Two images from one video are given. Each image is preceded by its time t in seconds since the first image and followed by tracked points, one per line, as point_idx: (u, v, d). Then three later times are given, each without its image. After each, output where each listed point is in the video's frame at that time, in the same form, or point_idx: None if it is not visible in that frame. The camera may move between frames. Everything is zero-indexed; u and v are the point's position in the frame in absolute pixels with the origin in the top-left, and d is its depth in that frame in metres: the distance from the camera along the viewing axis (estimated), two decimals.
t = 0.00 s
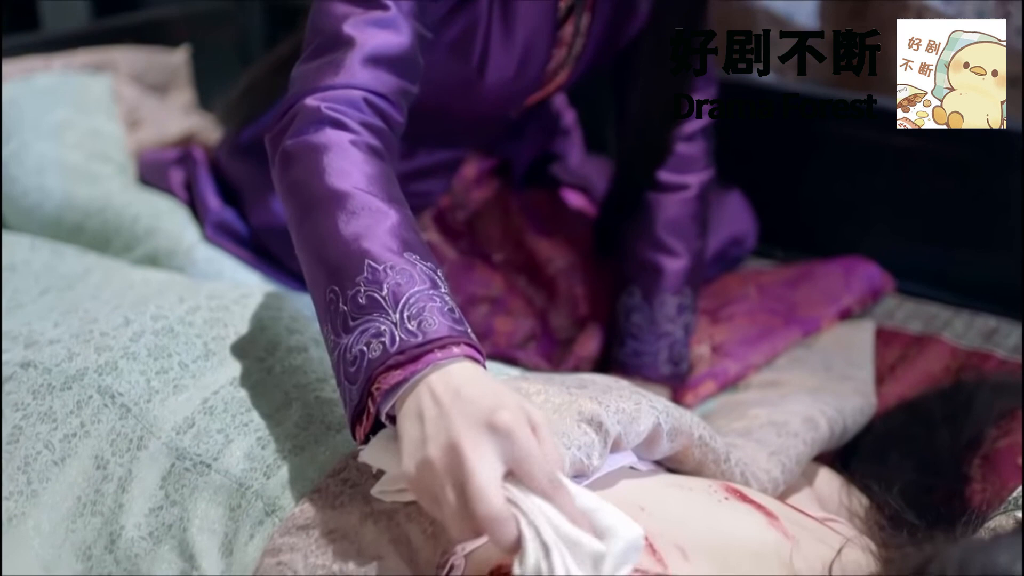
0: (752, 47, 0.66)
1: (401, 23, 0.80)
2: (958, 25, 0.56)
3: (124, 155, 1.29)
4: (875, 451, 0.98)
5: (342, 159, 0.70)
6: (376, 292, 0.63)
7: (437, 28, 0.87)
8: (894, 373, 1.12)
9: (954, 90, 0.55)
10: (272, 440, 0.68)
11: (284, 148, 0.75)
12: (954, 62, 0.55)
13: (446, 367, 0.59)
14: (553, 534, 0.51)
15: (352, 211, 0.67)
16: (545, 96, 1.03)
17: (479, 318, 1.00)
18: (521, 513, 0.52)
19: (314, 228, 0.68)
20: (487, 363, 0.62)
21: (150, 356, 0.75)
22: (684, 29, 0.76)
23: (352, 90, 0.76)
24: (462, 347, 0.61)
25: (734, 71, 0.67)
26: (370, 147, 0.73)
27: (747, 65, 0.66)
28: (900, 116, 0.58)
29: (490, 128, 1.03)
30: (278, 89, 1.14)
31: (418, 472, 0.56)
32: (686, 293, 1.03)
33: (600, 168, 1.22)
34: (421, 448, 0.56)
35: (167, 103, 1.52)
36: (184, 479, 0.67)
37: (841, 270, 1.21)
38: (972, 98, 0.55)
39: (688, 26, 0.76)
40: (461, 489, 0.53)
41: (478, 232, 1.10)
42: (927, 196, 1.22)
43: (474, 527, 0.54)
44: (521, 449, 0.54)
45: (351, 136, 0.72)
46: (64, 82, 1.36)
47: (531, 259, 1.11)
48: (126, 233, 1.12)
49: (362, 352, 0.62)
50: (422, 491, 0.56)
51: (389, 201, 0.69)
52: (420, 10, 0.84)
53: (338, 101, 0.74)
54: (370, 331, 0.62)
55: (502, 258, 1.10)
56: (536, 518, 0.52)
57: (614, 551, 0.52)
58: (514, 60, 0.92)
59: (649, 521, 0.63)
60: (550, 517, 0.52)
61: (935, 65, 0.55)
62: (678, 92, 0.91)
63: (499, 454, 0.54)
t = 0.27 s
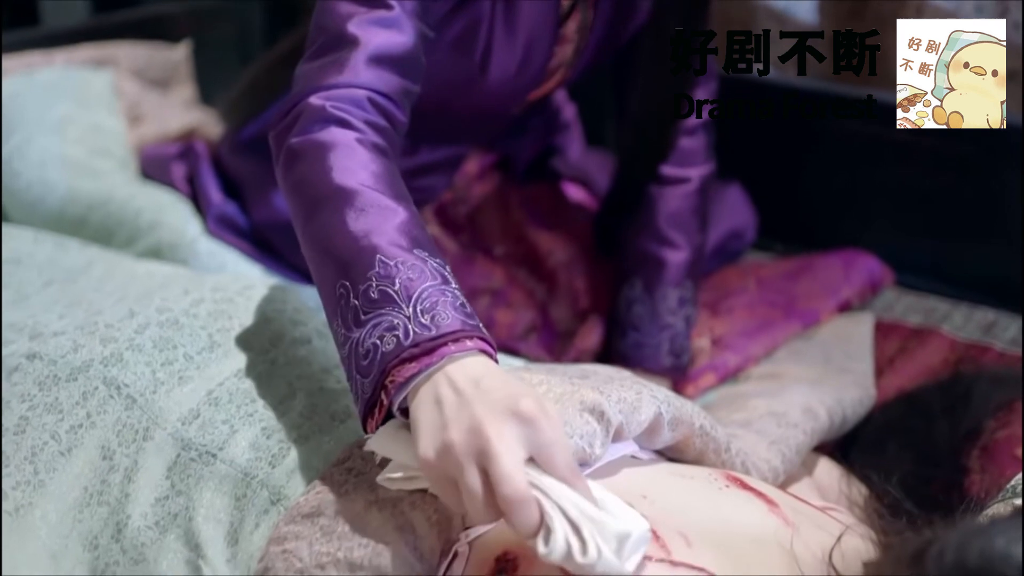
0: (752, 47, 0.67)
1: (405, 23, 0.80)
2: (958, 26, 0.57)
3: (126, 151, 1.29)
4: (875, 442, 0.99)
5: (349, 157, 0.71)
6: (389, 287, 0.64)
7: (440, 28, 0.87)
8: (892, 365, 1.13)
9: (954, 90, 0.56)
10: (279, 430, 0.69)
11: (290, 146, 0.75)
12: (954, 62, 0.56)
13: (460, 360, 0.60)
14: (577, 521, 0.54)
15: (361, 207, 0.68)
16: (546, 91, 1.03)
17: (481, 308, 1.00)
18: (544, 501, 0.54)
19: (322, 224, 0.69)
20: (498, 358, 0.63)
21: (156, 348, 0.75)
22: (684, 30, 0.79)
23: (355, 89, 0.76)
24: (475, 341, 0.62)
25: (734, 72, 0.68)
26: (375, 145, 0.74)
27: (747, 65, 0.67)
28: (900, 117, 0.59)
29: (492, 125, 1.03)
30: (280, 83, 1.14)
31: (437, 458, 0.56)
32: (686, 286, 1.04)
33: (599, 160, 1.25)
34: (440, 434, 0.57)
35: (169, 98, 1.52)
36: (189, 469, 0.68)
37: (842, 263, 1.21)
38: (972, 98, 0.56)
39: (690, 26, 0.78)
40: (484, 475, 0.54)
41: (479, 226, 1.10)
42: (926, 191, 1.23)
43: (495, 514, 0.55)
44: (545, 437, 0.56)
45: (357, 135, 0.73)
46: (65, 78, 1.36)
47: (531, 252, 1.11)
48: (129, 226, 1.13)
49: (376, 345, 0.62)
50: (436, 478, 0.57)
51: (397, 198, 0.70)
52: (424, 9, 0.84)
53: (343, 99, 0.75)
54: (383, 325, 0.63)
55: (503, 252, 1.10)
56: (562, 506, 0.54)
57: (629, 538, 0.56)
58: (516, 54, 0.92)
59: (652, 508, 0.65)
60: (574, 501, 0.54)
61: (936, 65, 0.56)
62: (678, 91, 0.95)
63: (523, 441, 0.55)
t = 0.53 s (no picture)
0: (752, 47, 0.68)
1: (409, 20, 0.81)
2: (958, 25, 0.59)
3: (128, 145, 1.29)
4: (875, 433, 1.00)
5: (355, 153, 0.71)
6: (397, 279, 0.64)
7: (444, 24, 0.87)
8: (892, 359, 1.13)
9: (954, 90, 0.59)
10: (285, 420, 0.70)
11: (295, 144, 0.75)
12: (954, 62, 0.59)
13: (470, 349, 0.60)
14: (588, 507, 0.54)
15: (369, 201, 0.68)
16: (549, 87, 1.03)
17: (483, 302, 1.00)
18: (556, 487, 0.54)
19: (329, 218, 0.69)
20: (507, 348, 0.63)
21: (161, 339, 0.76)
22: (684, 30, 0.81)
23: (360, 86, 0.76)
24: (484, 331, 0.62)
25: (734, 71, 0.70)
26: (380, 141, 0.74)
27: (747, 65, 0.69)
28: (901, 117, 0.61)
29: (495, 121, 1.03)
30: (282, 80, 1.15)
31: (449, 445, 0.55)
32: (687, 279, 1.05)
33: (601, 157, 1.24)
34: (452, 421, 0.56)
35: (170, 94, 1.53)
36: (196, 458, 0.69)
37: (841, 257, 1.22)
38: (972, 98, 0.58)
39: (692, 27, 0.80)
40: (497, 462, 0.54)
41: (481, 221, 1.11)
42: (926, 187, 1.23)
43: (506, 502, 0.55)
44: (557, 425, 0.55)
45: (362, 131, 0.73)
46: (67, 73, 1.37)
47: (533, 246, 1.11)
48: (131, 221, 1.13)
49: (386, 336, 0.63)
50: (447, 466, 0.56)
51: (404, 192, 0.70)
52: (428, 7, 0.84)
53: (348, 96, 0.75)
54: (392, 316, 0.63)
55: (504, 246, 1.10)
56: (573, 493, 0.54)
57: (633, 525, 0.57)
58: (519, 52, 0.92)
59: (652, 496, 0.65)
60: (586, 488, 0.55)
61: (936, 65, 0.58)
62: (678, 91, 0.97)
63: (537, 429, 0.55)
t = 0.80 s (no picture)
0: (752, 47, 0.69)
1: (415, 12, 0.81)
2: (958, 26, 0.58)
3: (130, 141, 1.30)
4: (875, 425, 1.00)
5: (364, 142, 0.72)
6: (409, 266, 0.65)
7: (449, 16, 0.88)
8: (892, 351, 1.14)
9: (954, 90, 0.57)
10: (291, 408, 0.71)
11: (303, 133, 0.76)
12: (954, 62, 0.57)
13: (482, 334, 0.61)
14: (598, 493, 0.56)
15: (378, 189, 0.69)
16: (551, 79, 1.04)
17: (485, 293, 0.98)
18: (567, 472, 0.55)
19: (339, 206, 0.70)
20: (516, 335, 0.64)
21: (166, 330, 0.77)
22: (683, 27, 0.77)
23: (367, 77, 0.77)
24: (495, 317, 0.63)
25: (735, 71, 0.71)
26: (388, 131, 0.75)
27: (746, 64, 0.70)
28: (900, 117, 0.60)
29: (498, 114, 1.04)
30: (283, 73, 1.15)
31: (462, 429, 0.56)
32: (688, 272, 1.05)
33: (602, 150, 1.26)
34: (465, 405, 0.57)
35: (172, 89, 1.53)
36: (201, 446, 0.69)
37: (841, 251, 1.23)
38: (972, 98, 0.57)
39: (686, 25, 0.77)
40: (510, 446, 0.55)
41: (484, 214, 1.10)
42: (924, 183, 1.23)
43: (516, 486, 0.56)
44: (569, 412, 0.57)
45: (370, 121, 0.74)
46: (70, 67, 1.37)
47: (534, 238, 1.12)
48: (135, 214, 1.14)
49: (397, 321, 0.63)
50: (458, 450, 0.57)
51: (413, 181, 0.71)
52: None
53: (356, 86, 0.76)
54: (404, 302, 0.64)
55: (507, 238, 1.10)
56: (583, 479, 0.56)
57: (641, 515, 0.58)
58: (522, 44, 0.93)
59: (654, 485, 0.65)
60: (597, 474, 0.56)
61: (936, 65, 0.57)
62: (678, 91, 0.95)
63: (549, 415, 0.56)
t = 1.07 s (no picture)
0: (752, 47, 0.72)
1: None
2: (958, 26, 0.59)
3: (132, 137, 1.30)
4: (874, 416, 1.00)
5: (358, 121, 0.74)
6: (403, 235, 0.66)
7: (449, 8, 0.88)
8: (890, 344, 1.15)
9: (954, 90, 0.58)
10: (290, 398, 0.72)
11: (298, 116, 0.77)
12: (954, 62, 0.58)
13: (477, 298, 0.62)
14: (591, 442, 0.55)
15: (372, 164, 0.70)
16: (550, 73, 1.05)
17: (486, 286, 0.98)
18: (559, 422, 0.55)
19: (334, 182, 0.71)
20: (510, 302, 0.65)
21: (169, 320, 0.78)
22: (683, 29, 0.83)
23: (361, 60, 0.78)
24: (489, 284, 0.64)
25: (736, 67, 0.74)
26: (381, 112, 0.76)
27: (746, 63, 0.73)
28: (900, 116, 0.61)
29: (497, 107, 1.05)
30: (278, 67, 1.15)
31: (456, 380, 0.57)
32: (688, 265, 1.06)
33: (602, 146, 1.26)
34: (460, 358, 0.57)
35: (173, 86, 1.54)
36: (205, 435, 0.70)
37: (840, 244, 1.23)
38: (971, 98, 0.59)
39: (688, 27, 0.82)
40: (502, 394, 0.55)
41: (483, 207, 1.10)
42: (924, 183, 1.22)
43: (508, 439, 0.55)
44: (562, 368, 0.57)
45: (364, 102, 0.76)
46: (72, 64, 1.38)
47: (534, 232, 1.11)
48: (136, 208, 1.14)
49: (393, 290, 0.65)
50: (451, 403, 0.57)
51: (407, 158, 0.73)
52: None
53: (349, 69, 0.77)
54: (399, 271, 0.65)
55: (507, 232, 1.09)
56: (575, 429, 0.55)
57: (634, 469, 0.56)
58: (521, 39, 0.94)
59: (653, 471, 0.66)
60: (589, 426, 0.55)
61: (936, 65, 0.58)
62: (677, 92, 0.97)
63: (543, 367, 0.57)
